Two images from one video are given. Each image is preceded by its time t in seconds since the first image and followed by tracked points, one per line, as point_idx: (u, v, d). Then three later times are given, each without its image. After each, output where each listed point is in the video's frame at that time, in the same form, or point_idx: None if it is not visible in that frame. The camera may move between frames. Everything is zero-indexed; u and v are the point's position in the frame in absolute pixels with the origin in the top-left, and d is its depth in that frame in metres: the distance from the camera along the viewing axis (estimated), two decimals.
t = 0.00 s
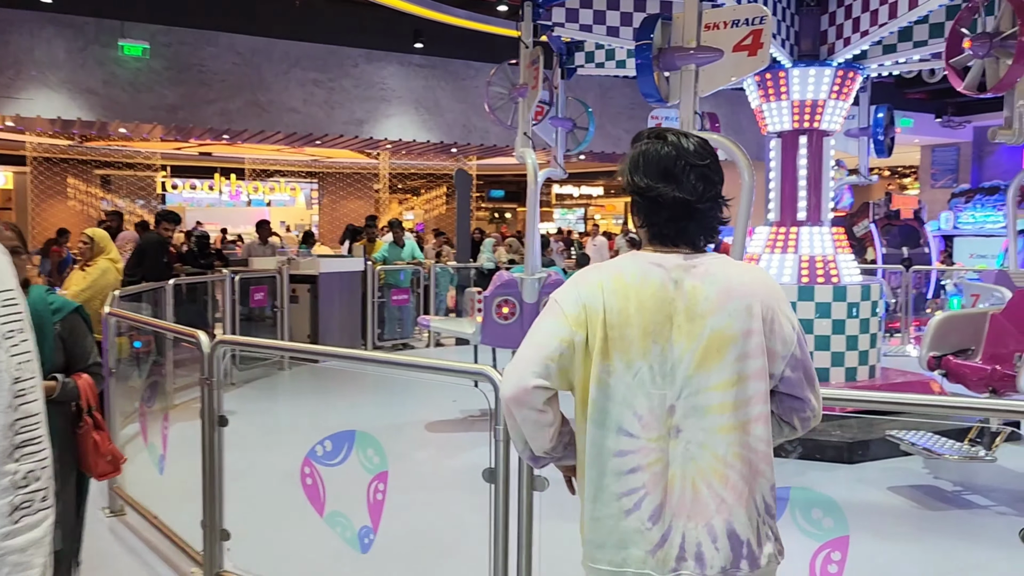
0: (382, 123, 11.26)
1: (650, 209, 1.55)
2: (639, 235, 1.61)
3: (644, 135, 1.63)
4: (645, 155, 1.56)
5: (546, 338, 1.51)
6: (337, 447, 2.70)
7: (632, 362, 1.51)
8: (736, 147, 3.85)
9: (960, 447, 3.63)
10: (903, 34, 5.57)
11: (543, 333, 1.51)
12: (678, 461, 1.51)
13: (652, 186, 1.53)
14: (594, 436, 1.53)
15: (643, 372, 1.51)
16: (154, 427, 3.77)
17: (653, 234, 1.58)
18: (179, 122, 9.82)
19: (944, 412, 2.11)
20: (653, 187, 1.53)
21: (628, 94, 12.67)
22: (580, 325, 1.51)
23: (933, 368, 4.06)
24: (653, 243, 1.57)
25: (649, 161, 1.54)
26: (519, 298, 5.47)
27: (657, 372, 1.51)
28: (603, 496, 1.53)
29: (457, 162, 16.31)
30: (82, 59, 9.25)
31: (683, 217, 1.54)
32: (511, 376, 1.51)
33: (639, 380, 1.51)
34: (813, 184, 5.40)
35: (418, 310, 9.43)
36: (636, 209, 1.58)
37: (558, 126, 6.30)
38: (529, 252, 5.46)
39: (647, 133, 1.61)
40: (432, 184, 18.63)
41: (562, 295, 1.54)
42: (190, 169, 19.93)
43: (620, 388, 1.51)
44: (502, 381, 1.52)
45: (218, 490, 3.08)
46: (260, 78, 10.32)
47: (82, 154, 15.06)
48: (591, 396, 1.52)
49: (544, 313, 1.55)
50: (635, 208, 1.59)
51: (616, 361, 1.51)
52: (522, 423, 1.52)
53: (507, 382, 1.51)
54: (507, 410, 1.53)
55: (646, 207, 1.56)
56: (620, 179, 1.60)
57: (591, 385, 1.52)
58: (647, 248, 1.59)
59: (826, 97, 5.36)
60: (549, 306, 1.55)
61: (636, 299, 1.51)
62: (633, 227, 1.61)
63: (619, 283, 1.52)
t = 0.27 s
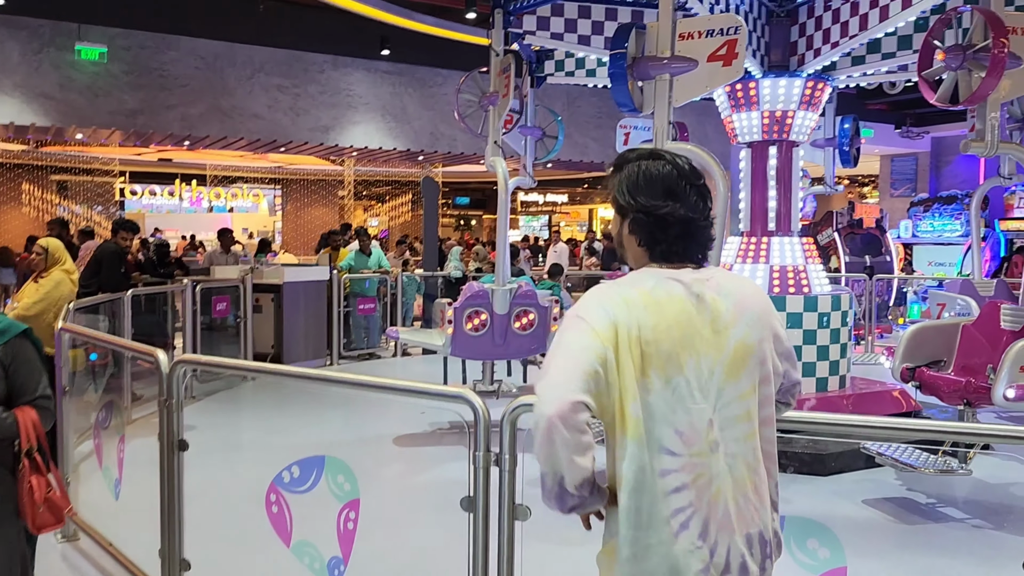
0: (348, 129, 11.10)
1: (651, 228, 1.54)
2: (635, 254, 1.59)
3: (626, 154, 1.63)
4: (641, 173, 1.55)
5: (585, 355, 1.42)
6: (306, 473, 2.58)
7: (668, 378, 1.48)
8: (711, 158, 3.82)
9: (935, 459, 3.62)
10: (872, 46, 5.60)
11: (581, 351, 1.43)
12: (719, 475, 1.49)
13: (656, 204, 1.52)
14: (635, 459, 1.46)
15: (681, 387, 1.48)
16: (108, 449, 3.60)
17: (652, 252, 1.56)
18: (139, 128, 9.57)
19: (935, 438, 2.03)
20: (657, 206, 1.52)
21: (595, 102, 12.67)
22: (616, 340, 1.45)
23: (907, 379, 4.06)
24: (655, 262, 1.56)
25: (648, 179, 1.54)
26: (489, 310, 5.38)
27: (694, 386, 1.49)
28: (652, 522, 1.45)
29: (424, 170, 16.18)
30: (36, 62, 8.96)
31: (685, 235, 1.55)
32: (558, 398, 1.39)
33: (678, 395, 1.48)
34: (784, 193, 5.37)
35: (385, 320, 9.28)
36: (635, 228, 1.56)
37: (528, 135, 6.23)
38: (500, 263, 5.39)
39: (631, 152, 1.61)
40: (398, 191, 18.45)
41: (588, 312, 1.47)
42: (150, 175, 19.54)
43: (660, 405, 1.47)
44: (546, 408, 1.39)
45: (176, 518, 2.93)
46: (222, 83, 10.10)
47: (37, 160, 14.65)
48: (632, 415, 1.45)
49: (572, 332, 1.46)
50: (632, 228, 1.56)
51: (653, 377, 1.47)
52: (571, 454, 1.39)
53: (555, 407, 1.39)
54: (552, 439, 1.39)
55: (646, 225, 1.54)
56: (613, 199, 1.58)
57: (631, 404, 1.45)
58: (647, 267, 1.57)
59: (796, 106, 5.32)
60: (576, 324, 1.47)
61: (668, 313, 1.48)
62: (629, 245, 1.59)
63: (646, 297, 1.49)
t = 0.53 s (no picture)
0: (326, 136, 10.97)
1: (690, 240, 1.51)
2: (664, 267, 1.53)
3: (640, 169, 1.59)
4: (675, 186, 1.53)
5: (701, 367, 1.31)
6: (285, 493, 2.48)
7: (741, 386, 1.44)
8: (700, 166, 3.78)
9: (924, 470, 3.58)
10: (857, 54, 5.60)
11: (696, 363, 1.31)
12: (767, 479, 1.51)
13: (698, 216, 1.50)
14: (725, 473, 1.39)
15: (751, 395, 1.45)
16: (77, 466, 3.46)
17: (685, 265, 1.53)
18: (112, 133, 9.39)
19: (931, 456, 1.96)
20: (696, 219, 1.51)
21: (576, 109, 12.64)
22: (714, 349, 1.36)
23: (895, 390, 3.98)
24: (690, 275, 1.52)
25: (685, 191, 1.52)
26: (472, 319, 5.29)
27: (756, 391, 1.47)
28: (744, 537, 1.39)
29: (403, 177, 16.06)
30: (6, 66, 8.75)
31: (716, 248, 1.54)
32: (699, 418, 1.25)
33: (749, 403, 1.45)
34: (768, 200, 5.37)
35: (365, 328, 9.15)
36: (672, 239, 1.51)
37: (511, 142, 6.16)
38: (483, 271, 5.31)
39: (649, 167, 1.58)
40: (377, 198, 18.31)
41: (679, 321, 1.36)
42: (125, 181, 19.27)
43: (739, 414, 1.42)
44: (689, 430, 1.24)
45: (150, 542, 2.82)
46: (199, 88, 9.94)
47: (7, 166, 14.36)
48: (725, 424, 1.38)
49: (671, 343, 1.33)
50: (668, 239, 1.51)
51: (736, 386, 1.42)
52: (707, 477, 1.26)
53: (697, 427, 1.24)
54: (693, 464, 1.24)
55: (684, 236, 1.51)
56: (647, 210, 1.52)
57: (723, 414, 1.38)
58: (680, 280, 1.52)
59: (780, 114, 5.32)
60: (672, 335, 1.34)
61: (736, 321, 1.45)
62: (659, 258, 1.53)
63: (718, 304, 1.43)
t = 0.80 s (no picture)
0: (316, 143, 10.88)
1: (733, 244, 1.53)
2: (706, 270, 1.53)
3: (673, 170, 1.58)
4: (719, 189, 1.54)
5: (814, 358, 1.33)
6: (274, 511, 2.37)
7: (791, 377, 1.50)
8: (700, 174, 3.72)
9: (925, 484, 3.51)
10: (853, 60, 5.61)
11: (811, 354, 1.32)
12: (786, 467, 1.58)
13: (742, 220, 1.53)
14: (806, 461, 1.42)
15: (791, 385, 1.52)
16: (56, 482, 3.33)
17: (726, 267, 1.54)
18: (98, 139, 9.27)
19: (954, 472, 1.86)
20: (739, 223, 1.53)
21: (568, 118, 12.61)
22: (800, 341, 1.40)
23: (898, 401, 3.94)
24: (729, 278, 1.53)
25: (731, 193, 1.53)
26: (465, 328, 5.19)
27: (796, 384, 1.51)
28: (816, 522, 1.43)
29: (393, 186, 15.98)
30: None
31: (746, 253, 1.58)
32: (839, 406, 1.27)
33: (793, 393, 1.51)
34: (764, 208, 5.31)
35: (355, 338, 9.02)
36: (716, 242, 1.52)
37: (503, 149, 6.09)
38: (476, 281, 5.24)
39: (684, 168, 1.57)
40: (367, 207, 18.24)
41: (774, 315, 1.36)
42: (113, 189, 19.11)
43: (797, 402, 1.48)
44: (839, 417, 1.24)
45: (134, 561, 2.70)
46: (187, 94, 9.83)
47: None
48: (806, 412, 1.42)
49: (783, 335, 1.32)
50: (714, 242, 1.52)
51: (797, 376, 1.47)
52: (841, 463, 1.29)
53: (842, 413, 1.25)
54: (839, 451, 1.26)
55: (728, 238, 1.53)
56: (696, 210, 1.51)
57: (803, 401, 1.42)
58: (721, 283, 1.53)
59: (777, 121, 5.28)
60: (780, 328, 1.33)
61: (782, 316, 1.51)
62: (702, 261, 1.52)
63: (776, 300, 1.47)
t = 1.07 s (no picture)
0: (306, 149, 10.78)
1: (744, 258, 1.51)
2: (719, 285, 1.49)
3: (680, 183, 1.54)
4: (731, 202, 1.52)
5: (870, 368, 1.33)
6: (258, 533, 2.29)
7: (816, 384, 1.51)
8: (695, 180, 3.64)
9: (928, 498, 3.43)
10: (848, 67, 5.59)
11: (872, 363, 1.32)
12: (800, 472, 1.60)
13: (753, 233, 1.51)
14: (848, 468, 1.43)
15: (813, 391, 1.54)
16: (34, 500, 3.22)
17: (738, 280, 1.51)
18: (85, 145, 9.14)
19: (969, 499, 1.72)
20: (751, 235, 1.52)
21: (560, 124, 12.56)
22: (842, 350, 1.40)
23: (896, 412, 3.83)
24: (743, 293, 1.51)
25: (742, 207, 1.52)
26: (457, 338, 5.11)
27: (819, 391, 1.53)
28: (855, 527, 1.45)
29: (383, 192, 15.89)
30: None
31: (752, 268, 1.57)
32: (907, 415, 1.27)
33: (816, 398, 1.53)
34: (759, 218, 5.24)
35: (345, 346, 8.91)
36: (729, 256, 1.50)
37: (495, 156, 6.03)
38: (468, 289, 5.17)
39: (691, 181, 1.54)
40: (357, 214, 18.16)
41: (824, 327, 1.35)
42: (101, 196, 18.96)
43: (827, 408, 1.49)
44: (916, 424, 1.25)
45: None
46: (175, 100, 9.72)
47: None
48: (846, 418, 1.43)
49: (844, 347, 1.31)
50: (728, 256, 1.49)
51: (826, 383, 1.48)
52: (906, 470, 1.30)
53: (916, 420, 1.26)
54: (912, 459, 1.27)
55: (740, 251, 1.51)
56: (712, 223, 1.47)
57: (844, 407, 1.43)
58: (736, 298, 1.50)
59: (771, 129, 5.25)
60: (838, 339, 1.32)
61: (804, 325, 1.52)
62: (716, 276, 1.49)
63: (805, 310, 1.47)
